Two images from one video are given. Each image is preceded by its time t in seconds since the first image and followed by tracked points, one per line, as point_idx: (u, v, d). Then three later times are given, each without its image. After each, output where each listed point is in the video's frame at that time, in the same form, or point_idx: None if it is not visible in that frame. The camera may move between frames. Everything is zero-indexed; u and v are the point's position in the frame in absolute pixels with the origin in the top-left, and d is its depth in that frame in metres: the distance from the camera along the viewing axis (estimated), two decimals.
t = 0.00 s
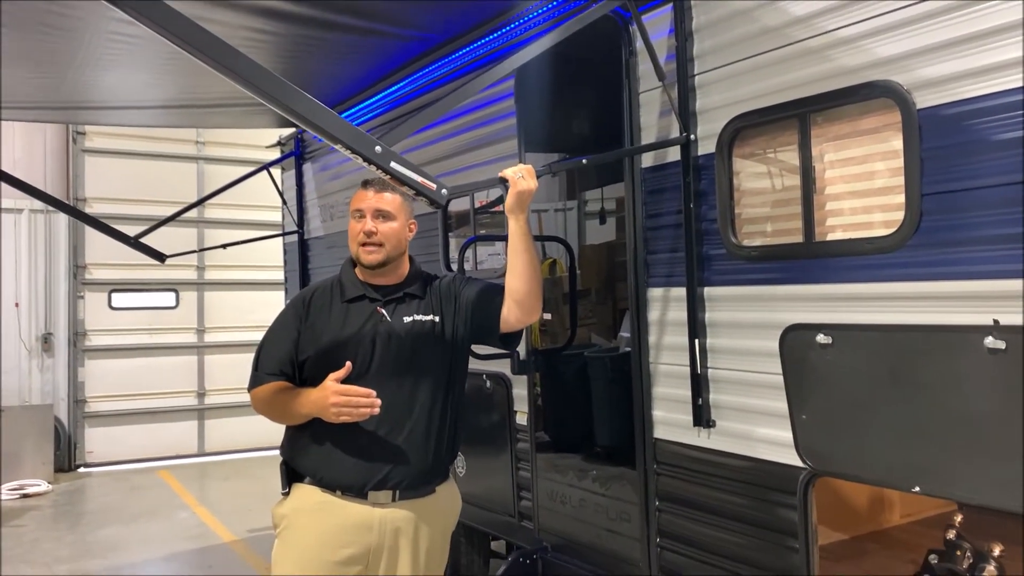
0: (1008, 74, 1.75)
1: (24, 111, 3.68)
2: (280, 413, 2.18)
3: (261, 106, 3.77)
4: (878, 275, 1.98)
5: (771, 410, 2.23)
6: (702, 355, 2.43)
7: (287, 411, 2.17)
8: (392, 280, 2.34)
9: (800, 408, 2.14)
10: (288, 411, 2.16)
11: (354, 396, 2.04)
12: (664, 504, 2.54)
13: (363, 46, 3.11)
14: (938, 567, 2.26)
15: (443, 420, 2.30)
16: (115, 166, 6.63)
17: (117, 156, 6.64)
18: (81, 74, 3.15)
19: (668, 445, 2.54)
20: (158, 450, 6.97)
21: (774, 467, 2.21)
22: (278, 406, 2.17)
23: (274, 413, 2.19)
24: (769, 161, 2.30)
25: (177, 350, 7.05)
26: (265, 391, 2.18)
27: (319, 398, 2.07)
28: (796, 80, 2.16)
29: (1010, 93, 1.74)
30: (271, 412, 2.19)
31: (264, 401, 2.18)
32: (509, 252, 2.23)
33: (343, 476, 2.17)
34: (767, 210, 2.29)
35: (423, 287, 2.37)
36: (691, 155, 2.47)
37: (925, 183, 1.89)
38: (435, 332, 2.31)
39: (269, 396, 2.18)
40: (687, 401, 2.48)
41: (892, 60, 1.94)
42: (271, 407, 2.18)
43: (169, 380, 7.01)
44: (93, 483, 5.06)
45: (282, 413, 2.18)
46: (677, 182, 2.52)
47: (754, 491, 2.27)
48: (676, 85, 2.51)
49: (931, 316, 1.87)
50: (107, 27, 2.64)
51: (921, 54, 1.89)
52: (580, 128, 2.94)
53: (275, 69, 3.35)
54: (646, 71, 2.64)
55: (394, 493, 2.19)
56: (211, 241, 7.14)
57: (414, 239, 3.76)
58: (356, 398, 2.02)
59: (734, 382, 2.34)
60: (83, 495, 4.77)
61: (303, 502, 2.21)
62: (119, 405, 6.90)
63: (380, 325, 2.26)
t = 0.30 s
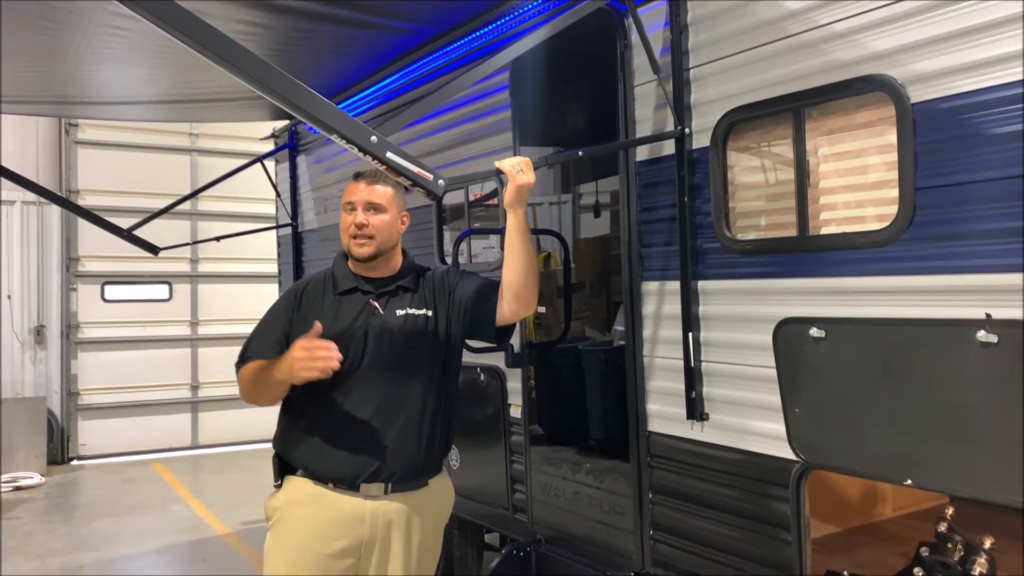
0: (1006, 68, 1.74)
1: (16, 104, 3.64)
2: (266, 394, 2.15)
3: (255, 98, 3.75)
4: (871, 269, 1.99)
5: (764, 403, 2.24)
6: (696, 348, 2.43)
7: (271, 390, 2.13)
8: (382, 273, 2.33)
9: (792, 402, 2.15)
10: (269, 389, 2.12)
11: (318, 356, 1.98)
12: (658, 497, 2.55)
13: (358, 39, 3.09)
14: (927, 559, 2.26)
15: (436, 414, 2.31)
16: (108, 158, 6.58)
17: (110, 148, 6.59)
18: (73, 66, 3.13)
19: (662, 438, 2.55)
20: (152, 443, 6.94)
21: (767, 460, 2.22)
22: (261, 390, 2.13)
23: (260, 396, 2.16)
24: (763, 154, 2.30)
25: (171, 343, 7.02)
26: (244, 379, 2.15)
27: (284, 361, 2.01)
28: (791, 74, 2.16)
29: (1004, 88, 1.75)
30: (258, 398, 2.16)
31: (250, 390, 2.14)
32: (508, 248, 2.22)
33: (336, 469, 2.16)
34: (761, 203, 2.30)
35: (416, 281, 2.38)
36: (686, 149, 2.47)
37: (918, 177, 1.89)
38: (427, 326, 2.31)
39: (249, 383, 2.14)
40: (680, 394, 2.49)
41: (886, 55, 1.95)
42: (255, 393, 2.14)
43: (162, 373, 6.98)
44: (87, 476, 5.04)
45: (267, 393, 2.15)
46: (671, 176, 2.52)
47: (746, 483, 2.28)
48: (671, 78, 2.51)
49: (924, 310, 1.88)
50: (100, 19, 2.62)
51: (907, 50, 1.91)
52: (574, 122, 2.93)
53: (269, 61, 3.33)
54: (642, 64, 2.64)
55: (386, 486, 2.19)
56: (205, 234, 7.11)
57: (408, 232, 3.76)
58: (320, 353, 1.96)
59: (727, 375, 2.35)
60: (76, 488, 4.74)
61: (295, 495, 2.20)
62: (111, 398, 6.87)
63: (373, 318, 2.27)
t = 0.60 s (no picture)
0: (1005, 63, 1.75)
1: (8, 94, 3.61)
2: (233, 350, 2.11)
3: (249, 91, 3.73)
4: (863, 265, 2.00)
5: (757, 399, 2.25)
6: (690, 344, 2.43)
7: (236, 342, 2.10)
8: (374, 262, 2.32)
9: (786, 397, 2.15)
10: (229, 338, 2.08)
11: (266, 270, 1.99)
12: (652, 492, 2.56)
13: (354, 31, 3.08)
14: (920, 554, 2.32)
15: (429, 411, 2.31)
16: (102, 151, 6.53)
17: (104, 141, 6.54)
18: (67, 56, 3.10)
19: (656, 433, 2.56)
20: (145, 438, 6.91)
21: (760, 455, 2.23)
22: (223, 347, 2.09)
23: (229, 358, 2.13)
24: (758, 150, 2.30)
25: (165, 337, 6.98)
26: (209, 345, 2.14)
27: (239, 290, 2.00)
28: (788, 69, 2.16)
29: (1002, 84, 1.76)
30: (226, 362, 2.12)
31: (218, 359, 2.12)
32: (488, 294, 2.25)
33: (330, 463, 2.16)
34: (756, 199, 2.30)
35: (409, 275, 2.37)
36: (680, 145, 2.47)
37: (912, 173, 1.90)
38: (422, 323, 2.31)
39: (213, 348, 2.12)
40: (675, 389, 2.50)
41: (893, 48, 1.94)
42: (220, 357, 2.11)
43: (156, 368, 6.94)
44: (80, 470, 5.02)
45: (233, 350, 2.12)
46: (666, 172, 2.52)
47: (740, 478, 2.29)
48: (666, 74, 2.51)
49: (918, 306, 1.89)
50: (94, 9, 2.61)
51: (920, 41, 1.89)
52: (571, 116, 3.02)
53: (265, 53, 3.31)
54: (636, 60, 2.63)
55: (381, 481, 2.19)
56: (199, 229, 7.08)
57: (402, 227, 3.75)
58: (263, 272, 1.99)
59: (721, 371, 2.36)
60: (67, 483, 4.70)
61: (288, 490, 2.19)
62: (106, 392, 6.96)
63: (367, 312, 2.26)
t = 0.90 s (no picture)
0: (998, 61, 1.75)
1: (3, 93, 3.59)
2: (225, 349, 2.11)
3: (245, 89, 3.72)
4: (858, 261, 2.00)
5: (753, 396, 2.25)
6: (686, 340, 2.44)
7: (229, 343, 2.10)
8: (371, 261, 2.32)
9: (781, 394, 2.16)
10: (225, 337, 2.08)
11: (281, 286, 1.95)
12: (647, 488, 2.56)
13: (350, 28, 3.08)
14: (915, 550, 2.34)
15: (425, 410, 2.32)
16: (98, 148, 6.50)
17: (99, 138, 6.51)
18: (61, 55, 3.08)
19: (651, 430, 2.56)
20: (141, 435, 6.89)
21: (755, 451, 2.24)
22: (216, 343, 2.09)
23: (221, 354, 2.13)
24: (754, 147, 2.30)
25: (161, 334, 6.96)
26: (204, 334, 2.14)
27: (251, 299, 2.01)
28: (783, 66, 2.17)
29: (995, 81, 1.76)
30: (218, 356, 2.12)
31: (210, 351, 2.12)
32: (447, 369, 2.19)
33: (327, 461, 2.16)
34: (751, 196, 2.30)
35: (406, 275, 2.38)
36: (676, 141, 2.47)
37: (907, 171, 1.90)
38: (419, 323, 2.33)
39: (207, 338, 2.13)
40: (670, 386, 2.50)
41: (887, 46, 1.94)
42: (213, 350, 2.11)
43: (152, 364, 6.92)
44: (76, 466, 5.00)
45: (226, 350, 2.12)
46: (661, 168, 2.52)
47: (734, 474, 2.29)
48: (662, 71, 2.51)
49: (912, 303, 1.89)
50: (87, 7, 2.60)
51: (913, 39, 1.90)
52: (566, 114, 3.16)
53: (260, 51, 3.30)
54: (632, 57, 2.63)
55: (377, 479, 2.20)
56: (195, 225, 7.05)
57: (399, 223, 3.75)
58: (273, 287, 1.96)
59: (716, 368, 2.36)
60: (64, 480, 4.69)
61: (283, 487, 2.18)
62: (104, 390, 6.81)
63: (365, 311, 2.26)
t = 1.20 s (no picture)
0: (994, 58, 1.76)
1: None
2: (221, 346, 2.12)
3: (241, 86, 3.71)
4: (854, 259, 2.00)
5: (749, 392, 2.26)
6: (683, 338, 2.44)
7: (225, 341, 2.10)
8: (367, 261, 2.33)
9: (778, 391, 2.16)
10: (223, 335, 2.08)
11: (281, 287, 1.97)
12: (644, 485, 2.57)
13: (347, 25, 3.07)
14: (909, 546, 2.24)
15: (423, 408, 2.32)
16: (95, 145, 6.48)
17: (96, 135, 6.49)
18: (57, 51, 3.07)
19: (648, 427, 2.57)
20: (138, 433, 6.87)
21: (751, 448, 2.24)
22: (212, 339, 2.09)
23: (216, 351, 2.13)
24: (751, 145, 2.30)
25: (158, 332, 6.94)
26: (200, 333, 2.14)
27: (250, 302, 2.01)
28: (780, 64, 2.17)
29: (992, 78, 1.76)
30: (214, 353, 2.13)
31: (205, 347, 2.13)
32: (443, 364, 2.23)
33: (325, 459, 2.15)
34: (747, 194, 2.31)
35: (403, 274, 2.38)
36: (673, 139, 2.47)
37: (903, 168, 1.91)
38: (417, 322, 2.33)
39: (203, 334, 2.13)
40: (667, 383, 2.50)
41: (884, 43, 1.94)
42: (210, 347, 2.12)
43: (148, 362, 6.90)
44: (72, 464, 4.99)
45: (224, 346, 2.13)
46: (658, 166, 2.52)
47: (730, 471, 2.30)
48: (659, 68, 2.51)
49: (908, 300, 1.90)
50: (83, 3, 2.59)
51: (909, 36, 1.90)
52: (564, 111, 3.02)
53: (256, 47, 3.30)
54: (629, 54, 2.63)
55: (375, 476, 2.19)
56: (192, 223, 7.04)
57: (395, 221, 3.75)
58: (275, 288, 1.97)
59: (713, 365, 2.36)
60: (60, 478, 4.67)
61: (281, 485, 2.17)
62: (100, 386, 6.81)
63: (362, 309, 2.26)
